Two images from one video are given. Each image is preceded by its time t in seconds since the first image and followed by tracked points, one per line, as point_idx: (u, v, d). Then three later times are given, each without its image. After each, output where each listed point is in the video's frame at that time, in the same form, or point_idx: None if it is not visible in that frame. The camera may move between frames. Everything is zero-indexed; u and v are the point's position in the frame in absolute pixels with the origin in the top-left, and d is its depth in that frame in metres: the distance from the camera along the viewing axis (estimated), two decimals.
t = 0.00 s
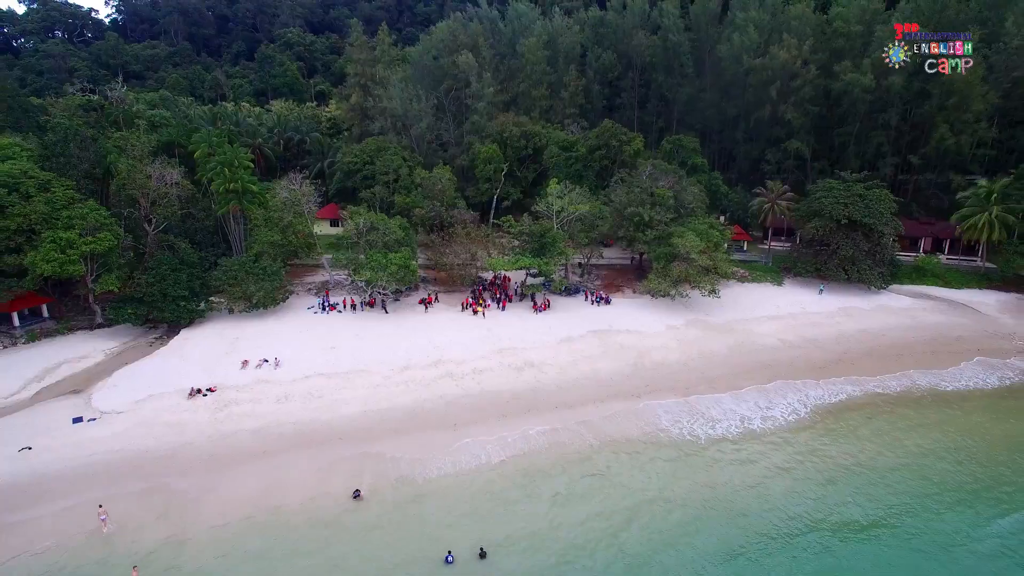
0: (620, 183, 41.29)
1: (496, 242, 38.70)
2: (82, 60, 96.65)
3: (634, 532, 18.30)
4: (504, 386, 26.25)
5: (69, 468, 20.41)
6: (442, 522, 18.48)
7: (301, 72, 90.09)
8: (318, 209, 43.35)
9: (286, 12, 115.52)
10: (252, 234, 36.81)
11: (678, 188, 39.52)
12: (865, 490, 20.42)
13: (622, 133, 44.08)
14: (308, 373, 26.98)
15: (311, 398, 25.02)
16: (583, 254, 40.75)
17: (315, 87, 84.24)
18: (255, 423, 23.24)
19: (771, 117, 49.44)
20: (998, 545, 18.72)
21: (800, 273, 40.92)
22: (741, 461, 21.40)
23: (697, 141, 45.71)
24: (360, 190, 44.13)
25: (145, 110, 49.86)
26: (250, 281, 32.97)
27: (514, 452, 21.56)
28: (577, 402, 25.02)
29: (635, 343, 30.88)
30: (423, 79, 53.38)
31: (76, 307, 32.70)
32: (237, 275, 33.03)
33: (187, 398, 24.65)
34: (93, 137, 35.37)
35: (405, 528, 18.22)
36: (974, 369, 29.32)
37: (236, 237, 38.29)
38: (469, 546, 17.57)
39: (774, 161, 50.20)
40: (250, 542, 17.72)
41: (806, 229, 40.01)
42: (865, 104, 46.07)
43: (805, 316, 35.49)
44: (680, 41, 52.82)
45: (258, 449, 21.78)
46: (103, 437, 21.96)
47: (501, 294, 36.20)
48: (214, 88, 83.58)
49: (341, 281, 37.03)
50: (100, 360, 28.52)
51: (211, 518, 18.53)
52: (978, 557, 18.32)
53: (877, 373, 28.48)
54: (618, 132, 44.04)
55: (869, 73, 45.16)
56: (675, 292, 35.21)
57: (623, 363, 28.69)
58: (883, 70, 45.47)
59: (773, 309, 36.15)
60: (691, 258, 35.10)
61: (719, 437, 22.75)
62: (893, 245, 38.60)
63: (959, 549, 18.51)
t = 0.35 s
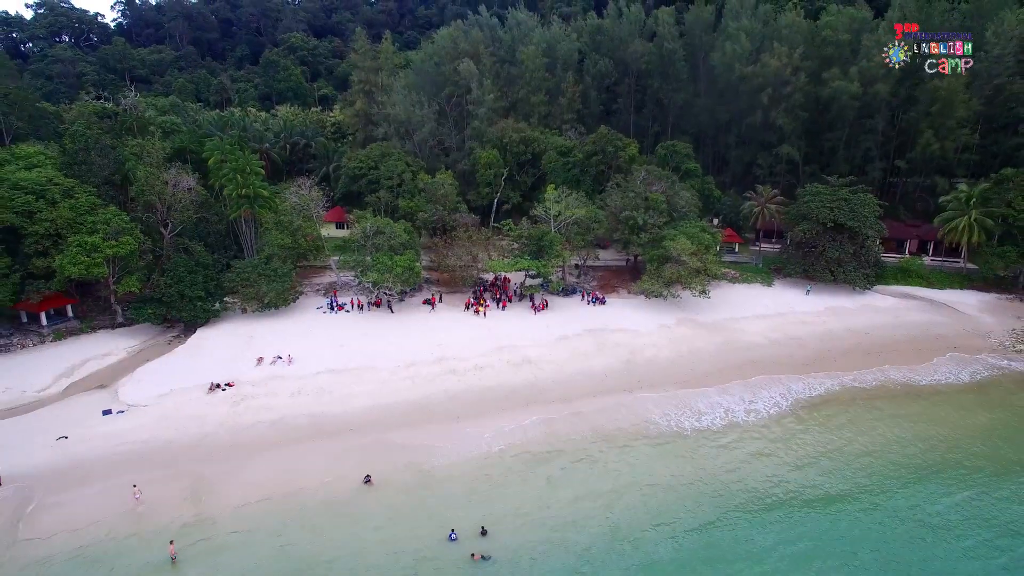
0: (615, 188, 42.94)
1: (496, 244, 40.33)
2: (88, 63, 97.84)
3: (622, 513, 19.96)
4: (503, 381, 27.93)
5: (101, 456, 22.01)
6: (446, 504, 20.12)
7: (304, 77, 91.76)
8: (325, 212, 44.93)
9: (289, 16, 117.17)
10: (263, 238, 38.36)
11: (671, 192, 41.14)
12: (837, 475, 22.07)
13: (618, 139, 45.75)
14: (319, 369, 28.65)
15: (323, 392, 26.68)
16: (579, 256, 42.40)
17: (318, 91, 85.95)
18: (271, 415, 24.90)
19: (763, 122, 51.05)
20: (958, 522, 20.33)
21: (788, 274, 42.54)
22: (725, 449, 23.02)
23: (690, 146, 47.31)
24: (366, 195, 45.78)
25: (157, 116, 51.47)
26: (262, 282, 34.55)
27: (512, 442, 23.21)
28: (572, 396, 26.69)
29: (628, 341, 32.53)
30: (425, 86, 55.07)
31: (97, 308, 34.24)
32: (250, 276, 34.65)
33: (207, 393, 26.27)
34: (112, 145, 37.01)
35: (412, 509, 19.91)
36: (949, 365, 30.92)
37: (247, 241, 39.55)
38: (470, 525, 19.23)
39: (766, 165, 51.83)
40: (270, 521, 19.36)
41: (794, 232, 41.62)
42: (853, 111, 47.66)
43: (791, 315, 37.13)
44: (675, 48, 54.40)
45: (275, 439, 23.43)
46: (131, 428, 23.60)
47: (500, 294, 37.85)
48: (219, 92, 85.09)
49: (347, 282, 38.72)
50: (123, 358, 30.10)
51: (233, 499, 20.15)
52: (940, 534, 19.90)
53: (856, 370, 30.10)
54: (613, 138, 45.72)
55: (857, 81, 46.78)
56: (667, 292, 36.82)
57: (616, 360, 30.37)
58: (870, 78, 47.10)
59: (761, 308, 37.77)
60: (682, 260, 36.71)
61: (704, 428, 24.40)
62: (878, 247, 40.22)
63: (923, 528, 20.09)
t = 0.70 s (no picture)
0: (611, 192, 44.47)
1: (496, 247, 41.89)
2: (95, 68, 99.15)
3: (611, 499, 21.45)
4: (503, 378, 29.48)
5: (126, 447, 23.58)
6: (448, 491, 21.62)
7: (307, 81, 93.29)
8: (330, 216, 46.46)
9: (292, 21, 118.70)
10: (272, 242, 39.87)
11: (664, 197, 42.68)
12: (814, 463, 23.56)
13: (613, 145, 47.31)
14: (328, 366, 30.24)
15: (332, 388, 28.23)
16: (576, 259, 43.97)
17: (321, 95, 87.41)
18: (284, 410, 26.46)
19: (755, 128, 52.60)
20: (927, 506, 21.71)
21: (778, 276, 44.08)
22: (709, 440, 24.55)
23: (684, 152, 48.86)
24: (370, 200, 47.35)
25: (168, 122, 53.18)
26: (272, 285, 36.08)
27: (510, 435, 24.73)
28: (568, 392, 28.24)
29: (623, 340, 34.08)
30: (427, 93, 56.63)
31: (114, 308, 35.91)
32: (260, 278, 36.19)
33: (224, 389, 27.87)
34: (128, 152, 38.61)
35: (416, 496, 21.40)
36: (927, 363, 32.46)
37: (257, 244, 41.09)
38: (471, 510, 20.73)
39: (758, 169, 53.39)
40: (284, 507, 20.83)
41: (784, 235, 43.16)
42: (841, 117, 49.18)
43: (780, 314, 38.69)
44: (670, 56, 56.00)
45: (288, 431, 24.98)
46: (154, 422, 25.19)
47: (500, 295, 39.40)
48: (224, 96, 86.61)
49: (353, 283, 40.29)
50: (141, 356, 31.70)
51: (250, 487, 21.66)
52: (909, 516, 21.28)
53: (838, 367, 31.66)
54: (609, 144, 47.28)
55: (845, 89, 48.33)
56: (660, 293, 38.33)
57: (611, 358, 31.93)
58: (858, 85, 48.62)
59: (750, 308, 39.32)
60: (674, 262, 38.23)
61: (691, 421, 25.95)
62: (863, 249, 41.78)
63: (893, 511, 21.48)
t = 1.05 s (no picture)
0: (606, 196, 46.15)
1: (496, 250, 43.59)
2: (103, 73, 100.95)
3: (602, 482, 23.12)
4: (503, 374, 31.16)
5: (151, 438, 25.31)
6: (452, 477, 23.29)
7: (311, 86, 95.09)
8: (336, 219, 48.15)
9: (295, 25, 120.51)
10: (281, 245, 41.57)
11: (657, 201, 44.36)
12: (793, 450, 25.17)
13: (609, 151, 49.05)
14: (338, 362, 31.99)
15: (342, 383, 29.95)
16: (573, 261, 45.68)
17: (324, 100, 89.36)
18: (297, 403, 28.18)
19: (747, 133, 54.30)
20: (897, 487, 23.31)
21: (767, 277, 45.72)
22: (695, 430, 26.24)
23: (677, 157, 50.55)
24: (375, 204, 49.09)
25: (179, 129, 54.92)
26: (282, 286, 37.76)
27: (510, 427, 26.40)
28: (565, 387, 29.94)
29: (617, 338, 35.75)
30: (429, 100, 58.41)
31: (131, 308, 37.75)
32: (271, 280, 37.88)
33: (239, 384, 29.64)
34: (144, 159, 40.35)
35: (422, 481, 23.08)
36: (905, 360, 34.18)
37: (267, 247, 42.83)
38: (473, 494, 22.39)
39: (750, 174, 55.05)
40: (300, 491, 22.53)
41: (773, 238, 44.84)
42: (829, 123, 50.88)
43: (767, 314, 40.39)
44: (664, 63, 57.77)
45: (302, 423, 26.68)
46: (175, 414, 26.93)
47: (500, 296, 41.10)
48: (230, 101, 88.42)
49: (360, 285, 42.02)
50: (159, 354, 33.44)
51: (267, 473, 23.34)
52: (880, 497, 22.88)
53: (821, 364, 33.35)
54: (605, 149, 49.02)
55: (833, 96, 50.04)
56: (654, 294, 39.97)
57: (606, 354, 33.64)
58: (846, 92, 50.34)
59: (740, 308, 41.01)
60: (666, 264, 39.85)
61: (680, 414, 27.60)
62: (849, 252, 43.47)
63: (865, 492, 23.09)
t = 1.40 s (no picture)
0: (602, 200, 47.83)
1: (496, 252, 45.27)
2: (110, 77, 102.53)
3: (596, 469, 24.74)
4: (503, 371, 32.85)
5: (173, 429, 27.03)
6: (456, 465, 24.95)
7: (315, 90, 96.79)
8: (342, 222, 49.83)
9: (298, 29, 122.19)
10: (290, 248, 43.25)
11: (652, 204, 46.05)
12: (776, 439, 26.80)
13: (606, 156, 50.74)
14: (347, 360, 33.72)
15: (351, 379, 31.67)
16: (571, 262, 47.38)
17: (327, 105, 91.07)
18: (309, 398, 29.91)
19: (740, 137, 55.95)
20: (872, 473, 24.91)
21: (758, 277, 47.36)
22: (683, 422, 27.89)
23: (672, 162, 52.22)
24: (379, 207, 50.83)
25: (189, 134, 56.63)
26: (292, 287, 39.36)
27: (510, 419, 28.09)
28: (562, 383, 31.65)
29: (612, 337, 37.42)
30: (431, 106, 60.14)
31: (148, 308, 39.68)
32: (281, 280, 39.40)
33: (254, 380, 31.36)
34: (159, 165, 42.06)
35: (427, 469, 24.72)
36: (886, 357, 35.82)
37: (276, 250, 44.51)
38: (475, 480, 24.01)
39: (743, 177, 56.67)
40: (314, 478, 24.18)
41: (763, 240, 46.48)
42: (819, 129, 52.56)
43: (757, 313, 42.06)
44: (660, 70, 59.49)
45: (314, 416, 28.39)
46: (195, 408, 28.65)
47: (500, 296, 42.82)
48: (235, 105, 90.07)
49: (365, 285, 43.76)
50: (176, 352, 35.21)
51: (283, 462, 25.02)
52: (856, 481, 24.47)
53: (806, 361, 35.00)
54: (602, 155, 50.75)
55: (822, 102, 51.70)
56: (648, 294, 41.64)
57: (602, 352, 35.33)
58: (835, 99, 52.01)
59: (730, 308, 42.67)
60: (658, 266, 41.51)
61: (671, 408, 29.27)
62: (836, 254, 45.12)
63: (842, 477, 24.69)
